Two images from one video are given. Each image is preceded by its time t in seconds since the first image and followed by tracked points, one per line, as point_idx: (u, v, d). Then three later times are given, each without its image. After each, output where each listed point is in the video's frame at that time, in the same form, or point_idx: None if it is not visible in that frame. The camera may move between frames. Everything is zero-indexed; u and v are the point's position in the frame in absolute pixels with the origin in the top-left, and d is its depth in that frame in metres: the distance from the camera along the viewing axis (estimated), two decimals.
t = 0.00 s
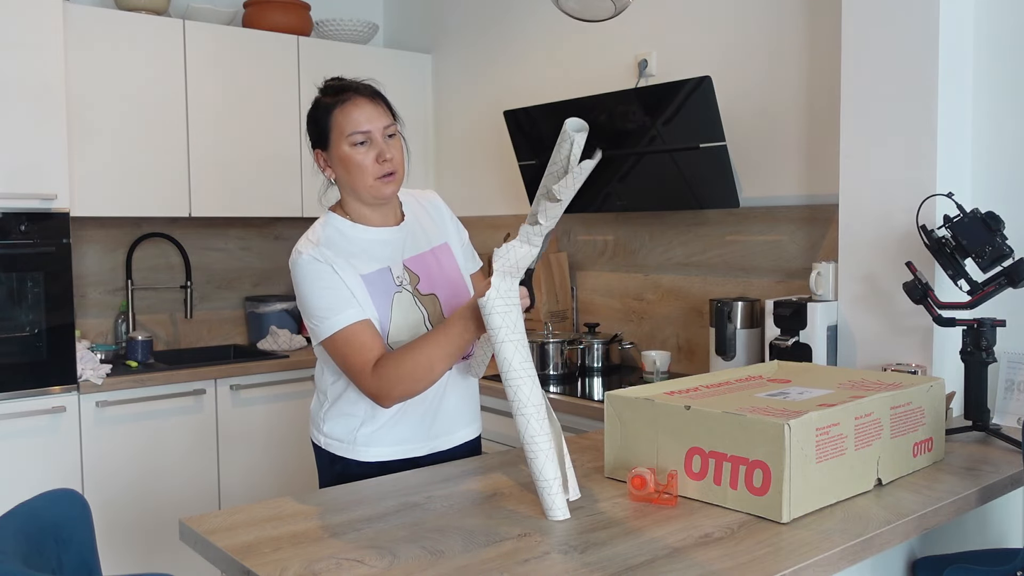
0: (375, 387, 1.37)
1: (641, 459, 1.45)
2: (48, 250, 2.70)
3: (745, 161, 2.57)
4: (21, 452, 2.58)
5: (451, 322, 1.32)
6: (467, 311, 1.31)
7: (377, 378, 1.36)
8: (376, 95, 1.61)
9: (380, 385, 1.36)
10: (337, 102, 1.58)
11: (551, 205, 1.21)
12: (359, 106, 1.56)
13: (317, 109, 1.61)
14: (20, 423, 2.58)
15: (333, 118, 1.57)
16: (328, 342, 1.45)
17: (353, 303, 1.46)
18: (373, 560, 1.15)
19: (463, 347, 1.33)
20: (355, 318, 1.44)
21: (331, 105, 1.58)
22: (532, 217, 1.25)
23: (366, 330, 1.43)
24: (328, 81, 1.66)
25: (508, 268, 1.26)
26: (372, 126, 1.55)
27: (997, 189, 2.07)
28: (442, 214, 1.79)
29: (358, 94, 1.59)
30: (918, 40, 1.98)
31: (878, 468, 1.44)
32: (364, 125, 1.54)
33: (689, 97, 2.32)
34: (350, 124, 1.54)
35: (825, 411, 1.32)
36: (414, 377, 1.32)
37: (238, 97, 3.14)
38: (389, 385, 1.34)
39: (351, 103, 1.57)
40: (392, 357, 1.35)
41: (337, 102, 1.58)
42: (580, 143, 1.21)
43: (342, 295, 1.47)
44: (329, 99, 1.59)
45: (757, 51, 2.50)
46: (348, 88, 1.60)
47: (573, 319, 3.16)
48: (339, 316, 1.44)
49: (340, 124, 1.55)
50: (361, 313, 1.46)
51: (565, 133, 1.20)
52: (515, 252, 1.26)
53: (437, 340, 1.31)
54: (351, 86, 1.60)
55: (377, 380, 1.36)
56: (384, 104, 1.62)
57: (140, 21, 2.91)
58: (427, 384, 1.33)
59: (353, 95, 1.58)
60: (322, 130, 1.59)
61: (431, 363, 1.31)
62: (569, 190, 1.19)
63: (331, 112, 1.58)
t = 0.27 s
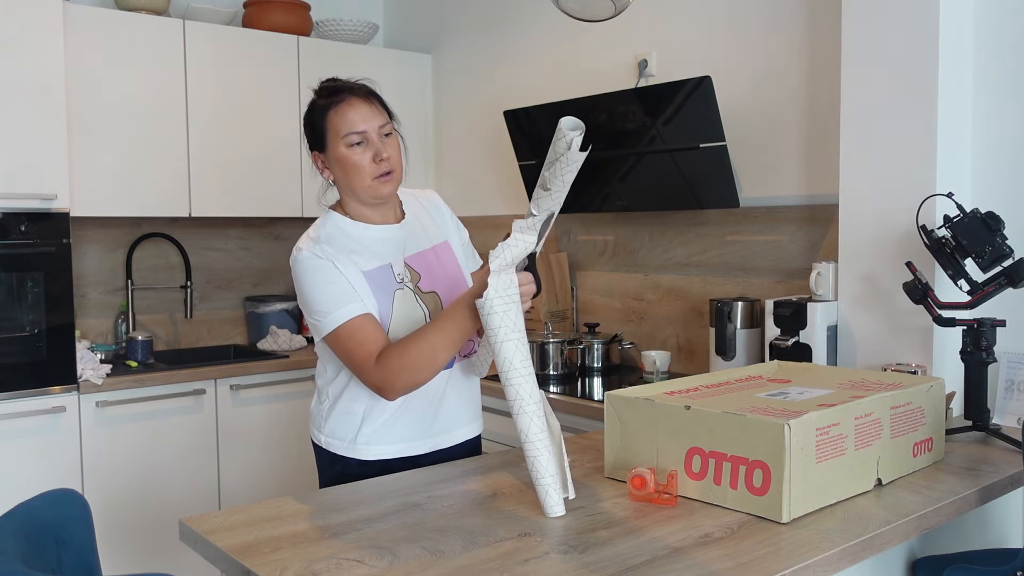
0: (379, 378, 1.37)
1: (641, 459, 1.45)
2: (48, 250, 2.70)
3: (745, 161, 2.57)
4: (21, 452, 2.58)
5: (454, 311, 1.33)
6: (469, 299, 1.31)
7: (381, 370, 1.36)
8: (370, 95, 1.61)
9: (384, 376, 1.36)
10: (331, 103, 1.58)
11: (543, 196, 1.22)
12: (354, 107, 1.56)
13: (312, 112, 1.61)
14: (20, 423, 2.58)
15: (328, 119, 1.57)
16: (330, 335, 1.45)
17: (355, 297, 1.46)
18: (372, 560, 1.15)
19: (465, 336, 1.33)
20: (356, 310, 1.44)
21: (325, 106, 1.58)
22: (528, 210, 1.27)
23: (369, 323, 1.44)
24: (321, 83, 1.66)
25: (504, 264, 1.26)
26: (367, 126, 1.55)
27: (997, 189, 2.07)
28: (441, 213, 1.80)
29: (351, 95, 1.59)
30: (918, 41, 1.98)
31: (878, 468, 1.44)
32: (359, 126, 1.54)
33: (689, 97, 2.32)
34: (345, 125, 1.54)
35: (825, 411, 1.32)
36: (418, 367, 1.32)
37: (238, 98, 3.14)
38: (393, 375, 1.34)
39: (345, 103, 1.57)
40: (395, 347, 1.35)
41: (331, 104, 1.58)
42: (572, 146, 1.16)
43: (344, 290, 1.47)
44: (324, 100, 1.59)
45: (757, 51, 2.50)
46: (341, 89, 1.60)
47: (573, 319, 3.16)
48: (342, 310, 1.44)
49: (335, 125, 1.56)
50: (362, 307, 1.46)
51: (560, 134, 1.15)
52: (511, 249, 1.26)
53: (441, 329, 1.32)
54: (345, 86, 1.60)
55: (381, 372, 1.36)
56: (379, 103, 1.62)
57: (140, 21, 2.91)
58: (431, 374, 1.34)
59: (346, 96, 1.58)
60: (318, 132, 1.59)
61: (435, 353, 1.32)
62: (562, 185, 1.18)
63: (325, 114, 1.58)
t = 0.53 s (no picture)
0: (383, 371, 1.36)
1: (641, 459, 1.45)
2: (48, 250, 2.70)
3: (745, 161, 2.57)
4: (20, 452, 2.58)
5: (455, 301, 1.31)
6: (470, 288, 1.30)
7: (385, 363, 1.35)
8: (364, 94, 1.61)
9: (389, 369, 1.35)
10: (326, 104, 1.58)
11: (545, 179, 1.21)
12: (348, 106, 1.56)
13: (308, 114, 1.61)
14: (20, 423, 2.58)
15: (324, 120, 1.57)
16: (333, 331, 1.44)
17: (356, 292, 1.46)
18: (372, 560, 1.15)
19: (468, 325, 1.32)
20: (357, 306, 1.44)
21: (321, 108, 1.59)
22: (529, 198, 1.25)
23: (371, 316, 1.43)
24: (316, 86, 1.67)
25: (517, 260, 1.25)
26: (362, 124, 1.55)
27: (997, 189, 2.07)
28: (441, 212, 1.80)
29: (346, 94, 1.59)
30: (917, 41, 1.98)
31: (878, 468, 1.44)
32: (354, 125, 1.54)
33: (689, 98, 2.32)
34: (341, 125, 1.54)
35: (825, 411, 1.32)
36: (422, 358, 1.31)
37: (238, 98, 3.14)
38: (398, 367, 1.33)
39: (340, 104, 1.57)
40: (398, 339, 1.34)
41: (326, 104, 1.58)
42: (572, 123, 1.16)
43: (344, 286, 1.47)
44: (319, 101, 1.60)
45: (757, 51, 2.50)
46: (335, 90, 1.60)
47: (573, 319, 3.16)
48: (344, 305, 1.43)
49: (330, 126, 1.56)
50: (364, 302, 1.45)
51: (558, 110, 1.15)
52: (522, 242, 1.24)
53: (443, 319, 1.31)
54: (339, 86, 1.60)
55: (385, 365, 1.35)
56: (375, 102, 1.62)
57: (140, 21, 2.91)
58: (436, 365, 1.33)
59: (340, 96, 1.58)
60: (314, 134, 1.60)
61: (438, 343, 1.31)
62: (563, 165, 1.18)
63: (320, 115, 1.58)
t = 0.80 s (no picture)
0: (386, 365, 1.36)
1: (641, 459, 1.45)
2: (48, 250, 2.70)
3: (745, 161, 2.57)
4: (20, 452, 2.58)
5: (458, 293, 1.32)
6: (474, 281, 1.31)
7: (389, 356, 1.35)
8: (357, 93, 1.61)
9: (392, 362, 1.35)
10: (320, 106, 1.58)
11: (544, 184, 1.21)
12: (342, 107, 1.56)
13: (303, 117, 1.61)
14: (20, 423, 2.58)
15: (319, 122, 1.57)
16: (335, 326, 1.44)
17: (357, 288, 1.45)
18: (373, 560, 1.15)
19: (471, 318, 1.33)
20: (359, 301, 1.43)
21: (315, 109, 1.59)
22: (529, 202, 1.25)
23: (372, 311, 1.43)
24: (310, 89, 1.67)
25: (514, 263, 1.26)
26: (357, 124, 1.55)
27: (997, 189, 2.07)
28: (440, 213, 1.80)
29: (339, 95, 1.59)
30: (918, 41, 1.98)
31: (878, 468, 1.44)
32: (349, 125, 1.54)
33: (689, 98, 2.32)
34: (336, 126, 1.55)
35: (825, 411, 1.32)
36: (425, 351, 1.32)
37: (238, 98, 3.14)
38: (401, 360, 1.34)
39: (334, 104, 1.57)
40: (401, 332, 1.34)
41: (320, 106, 1.58)
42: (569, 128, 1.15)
43: (346, 283, 1.47)
44: (313, 103, 1.60)
45: (757, 51, 2.50)
46: (327, 91, 1.60)
47: (573, 319, 3.16)
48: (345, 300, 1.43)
49: (326, 127, 1.56)
50: (365, 297, 1.45)
51: (554, 116, 1.15)
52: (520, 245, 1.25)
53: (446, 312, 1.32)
54: (333, 87, 1.60)
55: (389, 359, 1.35)
56: (369, 102, 1.62)
57: (140, 21, 2.91)
58: (439, 358, 1.33)
59: (334, 97, 1.58)
60: (310, 136, 1.60)
61: (442, 335, 1.31)
62: (562, 170, 1.17)
63: (315, 117, 1.58)
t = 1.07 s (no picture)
0: (390, 361, 1.35)
1: (641, 459, 1.45)
2: (48, 250, 2.70)
3: (745, 161, 2.57)
4: (20, 452, 2.58)
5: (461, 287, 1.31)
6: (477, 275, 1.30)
7: (392, 353, 1.35)
8: (355, 93, 1.61)
9: (397, 358, 1.34)
10: (319, 105, 1.58)
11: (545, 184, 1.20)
12: (340, 107, 1.56)
13: (302, 118, 1.62)
14: (20, 423, 2.58)
15: (318, 122, 1.57)
16: (337, 325, 1.44)
17: (359, 287, 1.46)
18: (373, 560, 1.15)
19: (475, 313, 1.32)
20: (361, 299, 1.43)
21: (314, 109, 1.59)
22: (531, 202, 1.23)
23: (375, 308, 1.42)
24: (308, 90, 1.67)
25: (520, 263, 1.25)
26: (356, 123, 1.55)
27: (997, 189, 2.07)
28: (440, 212, 1.80)
29: (338, 94, 1.59)
30: (918, 42, 1.98)
31: (878, 468, 1.44)
32: (347, 124, 1.54)
33: (689, 98, 2.33)
34: (335, 126, 1.55)
35: (825, 411, 1.32)
36: (430, 346, 1.31)
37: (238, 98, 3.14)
38: (406, 355, 1.33)
39: (332, 104, 1.57)
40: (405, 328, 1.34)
41: (319, 106, 1.58)
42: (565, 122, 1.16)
43: (347, 282, 1.47)
44: (312, 104, 1.60)
45: (757, 51, 2.51)
46: (326, 91, 1.60)
47: (573, 319, 3.16)
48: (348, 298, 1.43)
49: (325, 127, 1.56)
50: (366, 296, 1.45)
51: (551, 112, 1.16)
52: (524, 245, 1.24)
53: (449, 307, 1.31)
54: (332, 88, 1.61)
55: (393, 355, 1.35)
56: (368, 101, 1.62)
57: (141, 21, 2.91)
58: (444, 353, 1.33)
59: (332, 96, 1.58)
60: (309, 136, 1.60)
61: (446, 331, 1.31)
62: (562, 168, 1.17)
63: (314, 117, 1.58)
